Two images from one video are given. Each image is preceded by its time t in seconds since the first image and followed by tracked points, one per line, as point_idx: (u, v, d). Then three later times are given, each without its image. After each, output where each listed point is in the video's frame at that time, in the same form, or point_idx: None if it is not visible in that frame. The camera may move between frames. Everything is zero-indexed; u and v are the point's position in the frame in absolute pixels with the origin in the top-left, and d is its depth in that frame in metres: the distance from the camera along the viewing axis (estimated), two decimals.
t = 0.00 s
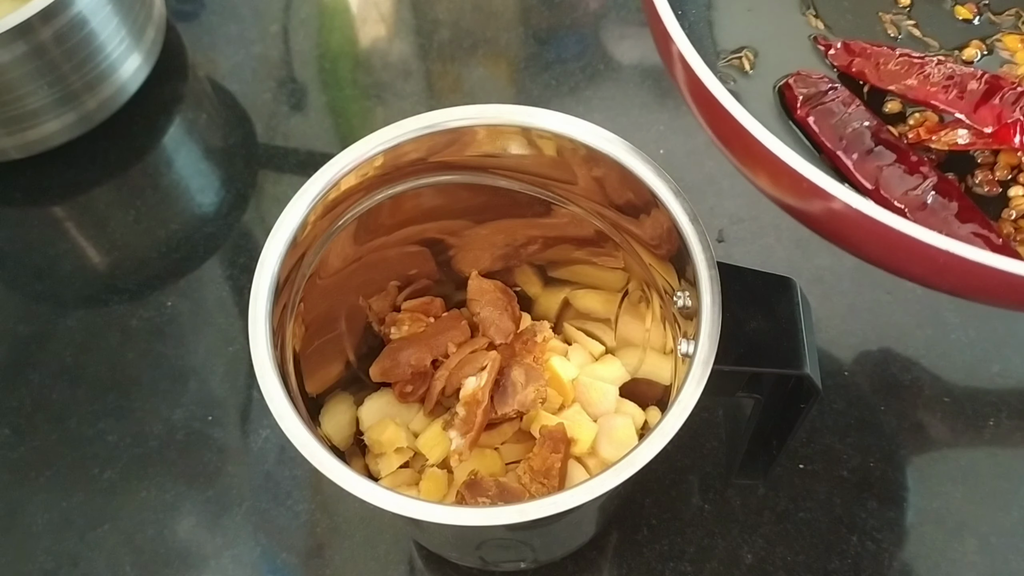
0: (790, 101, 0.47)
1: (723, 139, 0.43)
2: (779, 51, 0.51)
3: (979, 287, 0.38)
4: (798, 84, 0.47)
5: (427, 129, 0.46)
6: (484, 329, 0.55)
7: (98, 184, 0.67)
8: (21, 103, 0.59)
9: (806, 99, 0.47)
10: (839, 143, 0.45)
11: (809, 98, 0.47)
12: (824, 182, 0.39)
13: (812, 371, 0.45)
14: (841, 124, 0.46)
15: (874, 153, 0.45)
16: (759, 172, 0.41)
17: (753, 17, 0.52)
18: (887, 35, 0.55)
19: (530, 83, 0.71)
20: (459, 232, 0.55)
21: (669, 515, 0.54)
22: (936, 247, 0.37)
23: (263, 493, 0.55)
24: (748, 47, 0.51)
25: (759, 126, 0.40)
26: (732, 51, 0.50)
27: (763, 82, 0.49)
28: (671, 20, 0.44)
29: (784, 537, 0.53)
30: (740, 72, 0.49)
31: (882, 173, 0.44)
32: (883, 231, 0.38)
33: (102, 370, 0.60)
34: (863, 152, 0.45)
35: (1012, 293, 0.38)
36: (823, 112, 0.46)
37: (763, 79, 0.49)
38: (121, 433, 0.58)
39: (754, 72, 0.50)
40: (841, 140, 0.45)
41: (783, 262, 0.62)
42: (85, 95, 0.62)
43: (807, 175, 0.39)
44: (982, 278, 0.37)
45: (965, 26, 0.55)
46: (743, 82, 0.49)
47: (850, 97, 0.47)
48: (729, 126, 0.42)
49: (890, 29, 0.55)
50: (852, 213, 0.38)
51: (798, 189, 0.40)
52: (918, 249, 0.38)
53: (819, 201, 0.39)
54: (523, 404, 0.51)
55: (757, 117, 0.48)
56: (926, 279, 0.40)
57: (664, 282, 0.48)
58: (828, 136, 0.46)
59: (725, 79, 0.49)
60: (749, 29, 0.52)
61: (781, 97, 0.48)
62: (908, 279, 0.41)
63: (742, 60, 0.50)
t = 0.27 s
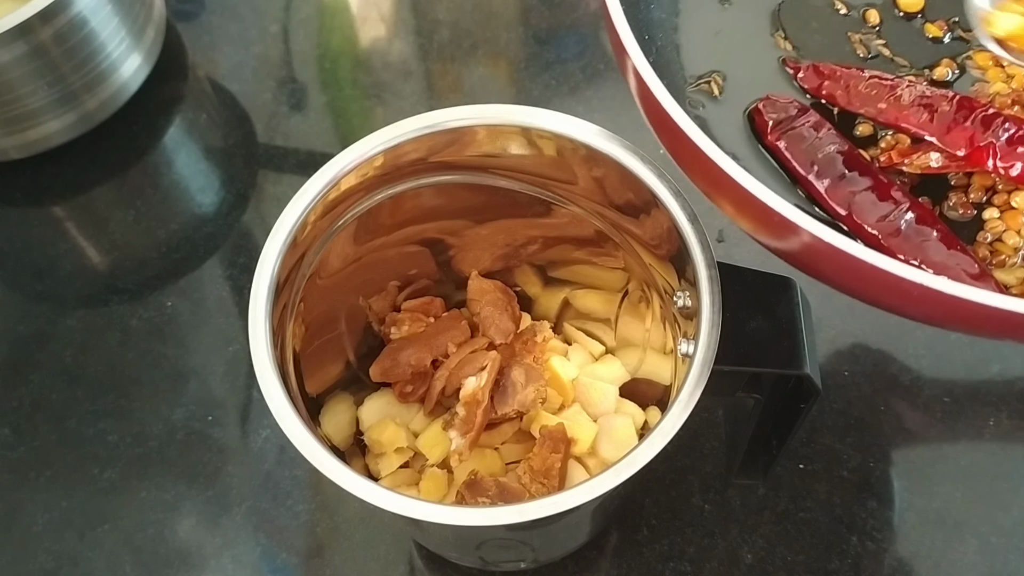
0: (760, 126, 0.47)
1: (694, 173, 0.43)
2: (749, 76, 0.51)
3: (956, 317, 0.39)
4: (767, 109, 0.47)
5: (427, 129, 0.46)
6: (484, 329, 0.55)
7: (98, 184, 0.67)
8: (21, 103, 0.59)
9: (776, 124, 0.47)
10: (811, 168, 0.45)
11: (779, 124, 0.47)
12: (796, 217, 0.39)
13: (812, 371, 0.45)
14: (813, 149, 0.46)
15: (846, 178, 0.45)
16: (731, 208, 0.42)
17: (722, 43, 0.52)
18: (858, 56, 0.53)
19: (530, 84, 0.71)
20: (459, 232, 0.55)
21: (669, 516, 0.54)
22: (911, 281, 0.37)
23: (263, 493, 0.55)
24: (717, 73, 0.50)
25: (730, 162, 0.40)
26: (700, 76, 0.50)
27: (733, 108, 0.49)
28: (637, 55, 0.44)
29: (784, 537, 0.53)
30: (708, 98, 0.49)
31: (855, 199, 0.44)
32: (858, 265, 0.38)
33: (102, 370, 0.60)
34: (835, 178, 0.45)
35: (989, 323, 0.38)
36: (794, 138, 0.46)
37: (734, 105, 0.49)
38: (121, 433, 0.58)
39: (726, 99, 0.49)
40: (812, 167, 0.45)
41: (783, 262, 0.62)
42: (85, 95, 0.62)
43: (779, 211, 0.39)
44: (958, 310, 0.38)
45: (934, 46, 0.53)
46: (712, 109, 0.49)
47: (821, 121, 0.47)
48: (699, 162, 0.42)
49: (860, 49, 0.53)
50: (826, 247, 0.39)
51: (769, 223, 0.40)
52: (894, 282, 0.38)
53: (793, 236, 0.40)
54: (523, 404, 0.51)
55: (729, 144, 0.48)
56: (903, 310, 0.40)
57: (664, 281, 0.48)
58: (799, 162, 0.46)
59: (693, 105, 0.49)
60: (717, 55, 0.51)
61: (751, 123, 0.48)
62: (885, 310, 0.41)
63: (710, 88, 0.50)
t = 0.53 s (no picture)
0: (757, 128, 0.45)
1: (682, 162, 0.42)
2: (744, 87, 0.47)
3: (965, 293, 0.37)
4: (763, 112, 0.45)
5: (427, 129, 0.46)
6: (484, 329, 0.55)
7: (98, 184, 0.67)
8: (21, 103, 0.59)
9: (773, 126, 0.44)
10: (807, 165, 0.43)
11: (774, 125, 0.44)
12: (789, 200, 0.37)
13: (812, 371, 0.45)
14: (809, 147, 0.43)
15: (844, 174, 0.43)
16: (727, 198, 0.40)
17: (716, 49, 0.49)
18: (852, 59, 0.49)
19: (530, 84, 0.71)
20: (459, 232, 0.55)
21: (669, 516, 0.54)
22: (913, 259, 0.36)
23: (263, 493, 0.55)
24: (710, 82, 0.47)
25: (717, 148, 0.39)
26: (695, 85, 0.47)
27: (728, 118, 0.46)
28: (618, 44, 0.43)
29: (784, 537, 0.53)
30: (705, 105, 0.46)
31: (854, 195, 0.42)
32: (858, 245, 0.37)
33: (101, 370, 0.60)
34: (831, 172, 0.43)
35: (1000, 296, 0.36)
36: (791, 137, 0.43)
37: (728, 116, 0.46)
38: (121, 433, 0.58)
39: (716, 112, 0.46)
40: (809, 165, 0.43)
41: (783, 262, 0.62)
42: (85, 95, 0.62)
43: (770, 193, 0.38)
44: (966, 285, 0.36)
45: (929, 47, 0.49)
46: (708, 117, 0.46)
47: (816, 121, 0.44)
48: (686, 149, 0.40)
49: (852, 51, 0.50)
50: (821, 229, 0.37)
51: (767, 210, 0.39)
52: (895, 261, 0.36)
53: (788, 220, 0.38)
54: (523, 404, 0.51)
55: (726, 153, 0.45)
56: (911, 290, 0.39)
57: (664, 282, 0.48)
58: (796, 159, 0.43)
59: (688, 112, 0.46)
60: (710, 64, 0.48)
61: (748, 126, 0.45)
62: (893, 292, 0.40)
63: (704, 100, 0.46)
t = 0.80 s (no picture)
0: (761, 118, 0.47)
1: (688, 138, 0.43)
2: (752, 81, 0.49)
3: (966, 254, 0.38)
4: (767, 102, 0.47)
5: (427, 129, 0.46)
6: (484, 329, 0.55)
7: (98, 184, 0.67)
8: (21, 103, 0.59)
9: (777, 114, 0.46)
10: (811, 151, 0.45)
11: (778, 114, 0.46)
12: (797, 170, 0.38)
13: (812, 371, 0.45)
14: (811, 133, 0.45)
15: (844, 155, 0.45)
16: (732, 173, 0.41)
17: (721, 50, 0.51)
18: (847, 55, 0.51)
19: (530, 84, 0.71)
20: (459, 232, 0.55)
21: (669, 516, 0.54)
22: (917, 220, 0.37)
23: (263, 493, 0.55)
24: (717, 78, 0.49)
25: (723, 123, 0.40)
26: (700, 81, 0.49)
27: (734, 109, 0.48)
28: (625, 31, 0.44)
29: (784, 536, 0.53)
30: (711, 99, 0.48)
31: (852, 175, 0.44)
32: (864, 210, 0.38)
33: (102, 370, 0.60)
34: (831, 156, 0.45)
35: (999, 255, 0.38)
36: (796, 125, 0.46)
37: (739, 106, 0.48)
38: (121, 433, 0.58)
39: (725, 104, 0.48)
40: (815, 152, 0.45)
41: (783, 261, 0.62)
42: (85, 95, 0.62)
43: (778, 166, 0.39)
44: (968, 245, 0.37)
45: (922, 44, 0.52)
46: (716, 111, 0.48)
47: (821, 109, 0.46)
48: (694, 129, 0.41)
49: (850, 49, 0.52)
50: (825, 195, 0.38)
51: (770, 182, 0.40)
52: (898, 224, 0.38)
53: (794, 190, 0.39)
54: (523, 404, 0.51)
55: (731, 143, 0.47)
56: (911, 257, 0.40)
57: (664, 281, 0.48)
58: (799, 146, 0.45)
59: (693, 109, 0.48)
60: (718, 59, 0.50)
61: (753, 117, 0.47)
62: (891, 260, 0.41)
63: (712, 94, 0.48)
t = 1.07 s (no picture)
0: (774, 104, 0.46)
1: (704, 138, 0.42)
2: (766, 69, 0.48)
3: (981, 266, 0.37)
4: (781, 87, 0.46)
5: (427, 129, 0.46)
6: (484, 329, 0.55)
7: (98, 184, 0.67)
8: (21, 103, 0.59)
9: (790, 101, 0.45)
10: (823, 142, 0.44)
11: (791, 101, 0.45)
12: (813, 173, 0.38)
13: (811, 371, 0.45)
14: (824, 122, 0.44)
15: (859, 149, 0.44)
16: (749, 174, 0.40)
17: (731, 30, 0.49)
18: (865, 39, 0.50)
19: (530, 84, 0.71)
20: (459, 232, 0.55)
21: (669, 516, 0.54)
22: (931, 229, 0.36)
23: (263, 493, 0.55)
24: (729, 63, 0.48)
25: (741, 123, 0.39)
26: (713, 65, 0.48)
27: (747, 95, 0.47)
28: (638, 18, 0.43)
29: (784, 536, 0.53)
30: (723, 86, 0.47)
31: (866, 169, 0.43)
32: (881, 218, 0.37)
33: (102, 370, 0.60)
34: (845, 147, 0.44)
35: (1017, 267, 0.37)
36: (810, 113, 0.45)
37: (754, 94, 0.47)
38: (121, 433, 0.58)
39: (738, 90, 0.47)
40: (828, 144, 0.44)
41: (783, 261, 0.62)
42: (85, 95, 0.62)
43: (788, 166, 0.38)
44: (990, 258, 0.36)
45: (943, 29, 0.51)
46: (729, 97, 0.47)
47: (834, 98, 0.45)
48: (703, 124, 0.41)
49: (869, 32, 0.51)
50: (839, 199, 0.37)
51: (787, 186, 0.39)
52: (918, 235, 0.37)
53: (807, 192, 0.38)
54: (522, 404, 0.51)
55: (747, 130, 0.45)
56: (930, 264, 0.39)
57: (664, 281, 0.48)
58: (812, 136, 0.44)
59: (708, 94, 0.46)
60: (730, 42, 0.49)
61: (766, 103, 0.46)
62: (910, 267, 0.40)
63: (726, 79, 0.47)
